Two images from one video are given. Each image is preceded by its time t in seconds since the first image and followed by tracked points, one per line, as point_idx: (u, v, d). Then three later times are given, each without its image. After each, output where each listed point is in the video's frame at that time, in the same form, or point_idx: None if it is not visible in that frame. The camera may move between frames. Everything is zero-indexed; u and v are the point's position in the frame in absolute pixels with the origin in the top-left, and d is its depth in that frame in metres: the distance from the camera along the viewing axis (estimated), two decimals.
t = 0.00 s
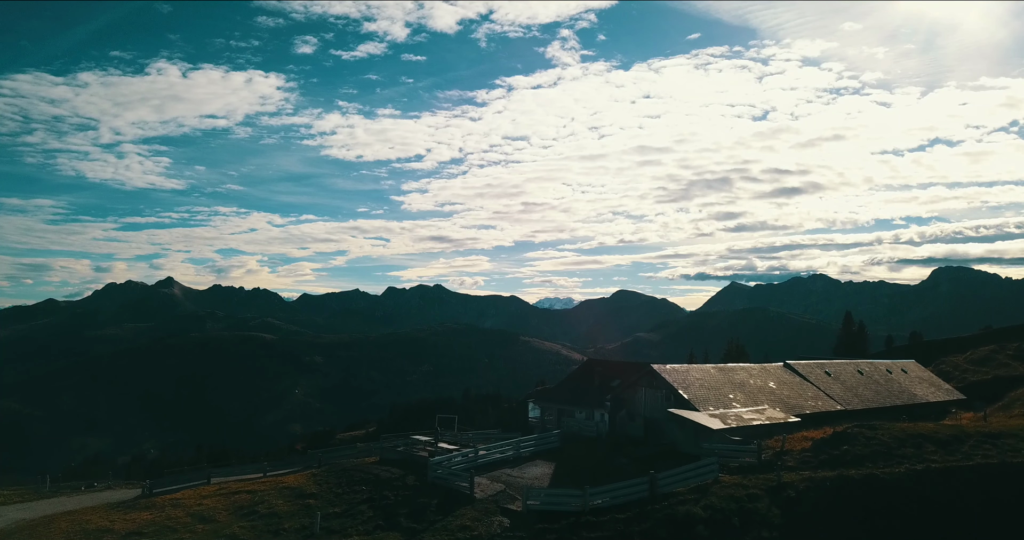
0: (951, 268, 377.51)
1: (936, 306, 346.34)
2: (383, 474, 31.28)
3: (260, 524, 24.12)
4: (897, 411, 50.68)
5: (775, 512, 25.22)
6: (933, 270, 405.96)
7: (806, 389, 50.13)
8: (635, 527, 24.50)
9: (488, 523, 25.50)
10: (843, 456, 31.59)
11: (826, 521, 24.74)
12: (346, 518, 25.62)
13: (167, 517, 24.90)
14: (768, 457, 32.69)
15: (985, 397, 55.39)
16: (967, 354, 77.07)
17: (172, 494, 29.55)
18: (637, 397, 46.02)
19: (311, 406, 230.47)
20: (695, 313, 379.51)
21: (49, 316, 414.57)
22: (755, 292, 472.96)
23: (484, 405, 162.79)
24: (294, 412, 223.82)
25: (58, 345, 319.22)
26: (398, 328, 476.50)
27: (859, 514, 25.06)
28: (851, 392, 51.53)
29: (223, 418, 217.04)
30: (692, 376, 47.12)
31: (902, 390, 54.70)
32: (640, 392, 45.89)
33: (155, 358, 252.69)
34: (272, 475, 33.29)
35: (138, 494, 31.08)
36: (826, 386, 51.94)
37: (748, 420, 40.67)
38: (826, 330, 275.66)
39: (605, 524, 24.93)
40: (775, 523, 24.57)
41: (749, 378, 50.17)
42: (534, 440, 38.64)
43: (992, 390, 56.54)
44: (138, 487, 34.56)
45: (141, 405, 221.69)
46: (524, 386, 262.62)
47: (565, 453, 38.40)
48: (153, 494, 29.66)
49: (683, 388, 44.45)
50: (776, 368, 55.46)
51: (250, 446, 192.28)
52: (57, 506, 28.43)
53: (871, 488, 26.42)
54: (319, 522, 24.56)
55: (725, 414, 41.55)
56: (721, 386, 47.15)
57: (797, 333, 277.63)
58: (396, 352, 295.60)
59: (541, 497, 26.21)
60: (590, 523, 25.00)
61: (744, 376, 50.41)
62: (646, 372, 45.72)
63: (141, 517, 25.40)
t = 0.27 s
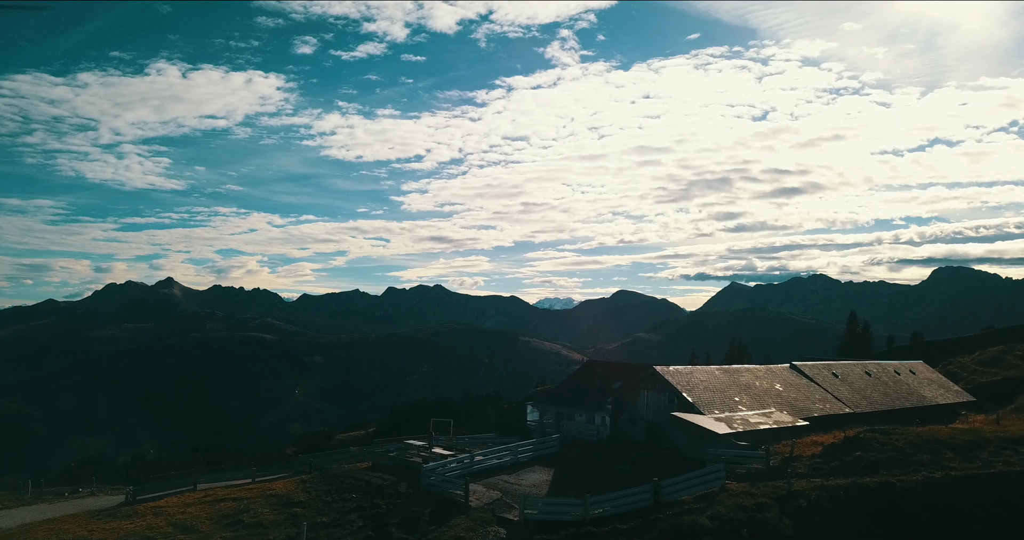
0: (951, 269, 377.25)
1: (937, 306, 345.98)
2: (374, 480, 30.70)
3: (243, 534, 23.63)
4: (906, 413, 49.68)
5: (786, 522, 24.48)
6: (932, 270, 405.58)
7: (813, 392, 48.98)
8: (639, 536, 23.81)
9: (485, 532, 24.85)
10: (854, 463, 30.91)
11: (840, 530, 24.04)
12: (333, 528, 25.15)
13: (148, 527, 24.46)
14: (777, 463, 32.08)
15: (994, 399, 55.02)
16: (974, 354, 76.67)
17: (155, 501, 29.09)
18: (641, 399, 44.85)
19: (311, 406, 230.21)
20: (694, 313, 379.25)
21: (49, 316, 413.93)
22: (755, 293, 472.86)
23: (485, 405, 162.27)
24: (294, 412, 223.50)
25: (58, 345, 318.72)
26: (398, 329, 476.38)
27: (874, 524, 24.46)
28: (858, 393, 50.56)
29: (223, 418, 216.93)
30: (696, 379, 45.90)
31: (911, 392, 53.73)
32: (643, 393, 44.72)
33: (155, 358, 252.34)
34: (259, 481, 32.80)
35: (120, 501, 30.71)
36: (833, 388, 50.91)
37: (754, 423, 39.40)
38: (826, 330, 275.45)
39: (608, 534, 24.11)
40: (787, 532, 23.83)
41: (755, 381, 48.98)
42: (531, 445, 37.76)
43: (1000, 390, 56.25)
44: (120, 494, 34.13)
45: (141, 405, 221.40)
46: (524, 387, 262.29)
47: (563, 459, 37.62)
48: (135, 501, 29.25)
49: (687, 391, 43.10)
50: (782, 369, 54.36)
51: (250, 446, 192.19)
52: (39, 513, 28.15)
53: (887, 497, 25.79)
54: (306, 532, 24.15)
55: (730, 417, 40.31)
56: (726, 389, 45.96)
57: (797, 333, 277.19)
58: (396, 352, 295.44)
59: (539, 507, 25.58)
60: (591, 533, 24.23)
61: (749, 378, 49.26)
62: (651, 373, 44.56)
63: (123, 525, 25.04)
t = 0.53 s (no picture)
0: (951, 268, 377.00)
1: (937, 306, 345.57)
2: (366, 489, 30.27)
3: None
4: (920, 416, 47.40)
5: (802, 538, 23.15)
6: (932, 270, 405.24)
7: (823, 394, 46.45)
8: None
9: None
10: (873, 470, 28.88)
11: None
12: None
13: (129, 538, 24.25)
14: (789, 471, 30.11)
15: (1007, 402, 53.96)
16: (981, 356, 75.92)
17: (139, 510, 28.97)
18: (644, 403, 42.54)
19: (311, 407, 229.90)
20: (694, 313, 379.06)
21: (48, 316, 413.59)
22: (755, 292, 472.72)
23: (484, 405, 161.83)
24: (294, 412, 223.14)
25: (58, 345, 318.52)
26: (398, 329, 476.20)
27: None
28: (870, 396, 48.17)
29: (222, 418, 216.55)
30: (701, 381, 43.46)
31: (924, 394, 51.51)
32: (646, 397, 42.40)
33: (155, 358, 252.16)
34: (246, 488, 32.50)
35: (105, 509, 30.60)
36: (844, 390, 48.41)
37: (764, 429, 36.95)
38: (826, 330, 274.69)
39: None
40: None
41: (762, 383, 46.44)
42: (530, 452, 36.90)
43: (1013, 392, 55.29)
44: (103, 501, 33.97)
45: (141, 406, 221.23)
46: (524, 387, 262.17)
47: (563, 466, 36.50)
48: (118, 510, 29.08)
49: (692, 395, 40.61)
50: (789, 371, 51.85)
51: (249, 446, 191.90)
52: (20, 523, 28.00)
53: (910, 517, 24.25)
54: None
55: (739, 423, 37.82)
56: (732, 392, 43.42)
57: (797, 333, 276.70)
58: (396, 352, 295.09)
59: (537, 517, 24.66)
60: None
61: (756, 380, 46.68)
62: (654, 376, 42.25)
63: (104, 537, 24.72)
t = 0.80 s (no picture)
0: (951, 268, 376.87)
1: (937, 306, 345.27)
2: (357, 498, 29.64)
3: None
4: (931, 420, 45.89)
5: None
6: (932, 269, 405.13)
7: (832, 397, 44.67)
8: None
9: None
10: (890, 478, 27.26)
11: None
12: None
13: None
14: (800, 479, 28.48)
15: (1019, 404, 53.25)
16: (987, 357, 75.34)
17: (120, 520, 28.43)
18: (649, 406, 40.16)
19: (310, 407, 229.47)
20: (694, 313, 378.70)
21: (48, 317, 413.17)
22: (755, 292, 472.69)
23: (484, 406, 161.46)
24: (294, 412, 222.69)
25: (58, 346, 318.17)
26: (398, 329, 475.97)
27: None
28: (879, 398, 46.54)
29: (222, 418, 216.42)
30: (708, 384, 41.39)
31: (934, 397, 49.98)
32: (651, 399, 40.04)
33: (155, 359, 251.88)
34: (233, 496, 32.18)
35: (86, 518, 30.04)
36: (853, 392, 46.72)
37: (773, 433, 35.12)
38: (826, 329, 274.16)
39: None
40: None
41: (769, 384, 44.55)
42: (529, 458, 35.35)
43: None
44: (87, 507, 33.56)
45: (141, 406, 220.91)
46: (523, 387, 261.98)
47: (563, 473, 34.82)
48: (97, 519, 28.50)
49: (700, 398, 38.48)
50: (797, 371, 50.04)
51: (250, 447, 191.70)
52: None
53: (934, 528, 22.66)
54: None
55: (748, 427, 35.84)
56: (739, 395, 41.41)
57: (798, 332, 276.26)
58: (396, 352, 294.79)
59: (535, 527, 23.46)
60: None
61: (763, 382, 44.83)
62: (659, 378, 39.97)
63: None
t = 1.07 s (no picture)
0: (952, 268, 375.85)
1: (938, 306, 343.95)
2: (344, 504, 28.34)
3: None
4: (950, 424, 41.68)
5: None
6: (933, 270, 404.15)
7: (842, 399, 40.28)
8: None
9: None
10: (910, 486, 23.92)
11: None
12: None
13: None
14: (815, 488, 25.03)
15: None
16: (997, 360, 74.01)
17: (95, 532, 27.79)
18: (652, 410, 36.36)
19: (309, 408, 228.38)
20: (695, 313, 377.69)
21: (49, 317, 412.81)
22: (755, 292, 471.90)
23: (483, 406, 160.44)
24: (293, 413, 221.70)
25: (58, 346, 317.78)
26: (398, 329, 476.02)
27: None
28: (893, 401, 42.26)
29: (221, 419, 215.73)
30: (713, 384, 37.19)
31: (950, 399, 45.80)
32: (655, 403, 36.18)
33: (154, 359, 251.27)
34: (218, 505, 31.63)
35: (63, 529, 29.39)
36: (864, 394, 42.43)
37: (784, 439, 31.17)
38: (827, 330, 272.90)
39: None
40: None
41: (775, 385, 40.19)
42: (529, 464, 31.81)
43: None
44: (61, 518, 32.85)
45: (139, 406, 220.24)
46: (523, 387, 261.12)
47: (569, 481, 31.18)
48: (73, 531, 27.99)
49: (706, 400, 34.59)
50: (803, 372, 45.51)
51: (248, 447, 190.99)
52: None
53: None
54: None
55: (756, 432, 31.79)
56: (745, 396, 37.05)
57: (798, 332, 275.06)
58: (396, 352, 293.90)
59: None
60: None
61: (769, 382, 40.39)
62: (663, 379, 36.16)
63: None
